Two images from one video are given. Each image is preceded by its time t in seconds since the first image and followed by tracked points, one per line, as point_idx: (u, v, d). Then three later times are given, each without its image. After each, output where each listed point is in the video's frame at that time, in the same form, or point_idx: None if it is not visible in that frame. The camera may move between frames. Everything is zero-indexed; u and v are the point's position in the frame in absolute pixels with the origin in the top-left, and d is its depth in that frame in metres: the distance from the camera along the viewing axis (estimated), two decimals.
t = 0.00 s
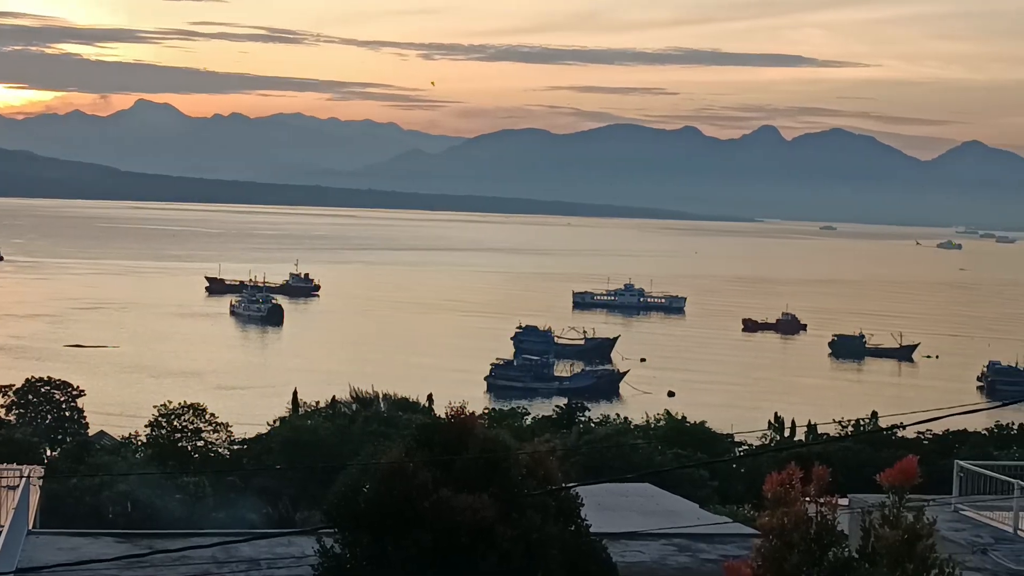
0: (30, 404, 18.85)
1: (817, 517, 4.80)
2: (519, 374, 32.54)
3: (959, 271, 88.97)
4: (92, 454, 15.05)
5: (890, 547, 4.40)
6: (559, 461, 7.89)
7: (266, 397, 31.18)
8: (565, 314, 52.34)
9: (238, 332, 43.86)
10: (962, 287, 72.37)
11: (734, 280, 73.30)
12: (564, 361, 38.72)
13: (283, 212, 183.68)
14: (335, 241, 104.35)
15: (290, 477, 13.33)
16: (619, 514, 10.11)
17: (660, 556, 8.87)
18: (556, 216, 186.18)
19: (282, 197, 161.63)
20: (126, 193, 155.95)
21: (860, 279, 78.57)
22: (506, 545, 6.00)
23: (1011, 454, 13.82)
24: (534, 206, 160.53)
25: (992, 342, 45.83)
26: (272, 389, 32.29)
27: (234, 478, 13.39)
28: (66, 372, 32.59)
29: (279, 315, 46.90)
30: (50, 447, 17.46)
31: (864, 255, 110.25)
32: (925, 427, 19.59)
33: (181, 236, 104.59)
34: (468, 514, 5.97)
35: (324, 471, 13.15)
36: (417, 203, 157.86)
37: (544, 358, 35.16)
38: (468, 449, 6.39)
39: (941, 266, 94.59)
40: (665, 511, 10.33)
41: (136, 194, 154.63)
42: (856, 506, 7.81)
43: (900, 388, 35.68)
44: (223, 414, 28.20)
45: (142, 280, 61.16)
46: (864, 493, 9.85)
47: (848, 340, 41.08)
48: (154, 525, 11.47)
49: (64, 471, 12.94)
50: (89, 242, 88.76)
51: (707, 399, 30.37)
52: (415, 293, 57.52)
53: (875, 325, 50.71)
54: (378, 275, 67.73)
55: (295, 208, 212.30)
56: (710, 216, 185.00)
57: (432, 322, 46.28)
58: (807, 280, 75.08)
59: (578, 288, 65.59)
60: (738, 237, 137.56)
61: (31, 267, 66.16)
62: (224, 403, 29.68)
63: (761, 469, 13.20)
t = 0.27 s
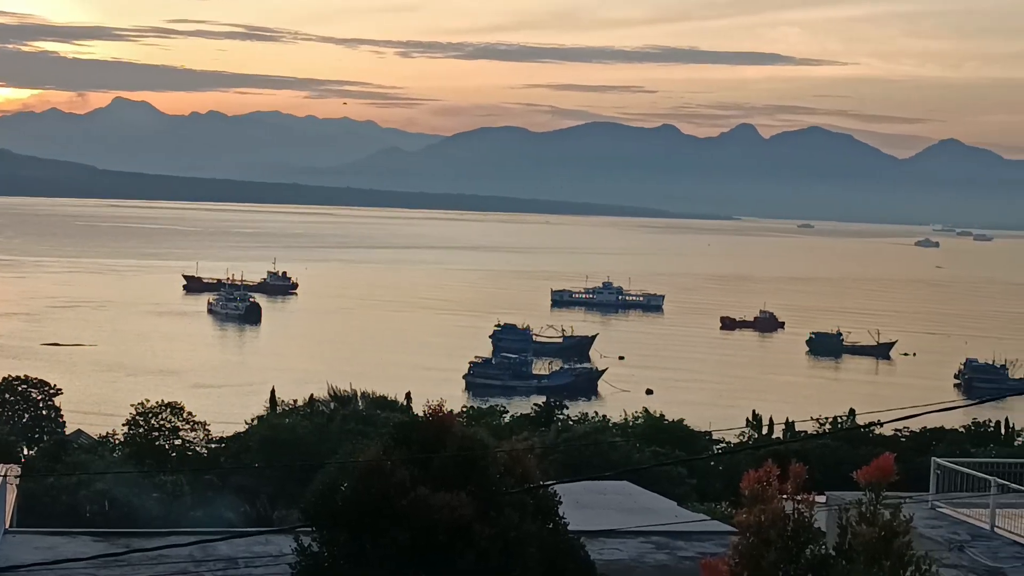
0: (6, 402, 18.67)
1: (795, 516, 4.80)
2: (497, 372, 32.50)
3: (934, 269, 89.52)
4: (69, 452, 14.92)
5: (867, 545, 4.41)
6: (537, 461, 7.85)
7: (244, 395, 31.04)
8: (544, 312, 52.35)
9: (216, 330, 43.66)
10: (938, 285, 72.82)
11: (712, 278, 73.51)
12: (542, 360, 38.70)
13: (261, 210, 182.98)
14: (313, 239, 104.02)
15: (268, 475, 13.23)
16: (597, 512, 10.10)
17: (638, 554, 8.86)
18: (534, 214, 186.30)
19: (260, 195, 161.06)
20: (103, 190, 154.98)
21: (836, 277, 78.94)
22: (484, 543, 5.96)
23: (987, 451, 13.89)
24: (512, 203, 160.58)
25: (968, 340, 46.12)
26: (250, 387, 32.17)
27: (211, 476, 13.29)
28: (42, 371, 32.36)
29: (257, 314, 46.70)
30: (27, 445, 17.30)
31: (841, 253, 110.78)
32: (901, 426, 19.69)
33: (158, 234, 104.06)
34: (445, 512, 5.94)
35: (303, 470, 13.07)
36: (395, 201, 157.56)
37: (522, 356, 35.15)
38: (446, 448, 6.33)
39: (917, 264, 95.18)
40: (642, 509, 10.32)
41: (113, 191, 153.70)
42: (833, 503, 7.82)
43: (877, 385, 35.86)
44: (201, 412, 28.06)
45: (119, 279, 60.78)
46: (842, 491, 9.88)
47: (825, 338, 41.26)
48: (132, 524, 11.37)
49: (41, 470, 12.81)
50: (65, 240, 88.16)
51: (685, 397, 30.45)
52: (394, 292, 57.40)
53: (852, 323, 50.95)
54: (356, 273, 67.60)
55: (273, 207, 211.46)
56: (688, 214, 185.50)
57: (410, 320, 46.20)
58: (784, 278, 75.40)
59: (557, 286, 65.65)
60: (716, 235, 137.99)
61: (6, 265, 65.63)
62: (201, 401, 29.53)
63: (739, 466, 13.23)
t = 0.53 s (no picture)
0: None
1: (767, 512, 4.79)
2: (472, 368, 32.45)
3: (906, 265, 90.14)
4: (41, 450, 14.75)
5: (841, 541, 4.40)
6: (511, 457, 7.81)
7: (217, 393, 30.87)
8: (519, 309, 52.36)
9: (189, 328, 43.40)
10: (910, 282, 73.39)
11: (686, 275, 73.76)
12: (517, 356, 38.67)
13: (235, 207, 182.19)
14: (287, 237, 103.65)
15: (243, 473, 13.12)
16: (572, 509, 10.08)
17: (612, 551, 8.84)
18: (510, 211, 186.47)
19: (233, 192, 160.30)
20: (75, 186, 153.84)
21: (809, 273, 79.40)
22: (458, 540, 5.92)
23: (959, 447, 13.96)
24: (487, 199, 160.55)
25: (940, 336, 46.46)
26: (224, 385, 32.01)
27: (185, 474, 13.18)
28: (14, 369, 32.06)
29: (231, 311, 46.47)
30: None
31: (814, 250, 111.38)
32: (875, 421, 19.78)
33: (130, 231, 103.40)
34: (421, 509, 5.88)
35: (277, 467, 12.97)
36: (369, 198, 157.20)
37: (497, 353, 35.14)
38: (420, 445, 6.28)
39: (889, 261, 95.82)
40: (617, 506, 10.31)
41: (85, 188, 152.57)
42: (805, 499, 7.83)
43: (851, 382, 36.06)
44: (174, 410, 27.89)
45: (91, 276, 60.32)
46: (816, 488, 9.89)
47: (799, 334, 41.47)
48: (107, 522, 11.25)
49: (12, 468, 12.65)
50: (36, 237, 87.43)
51: (661, 393, 30.51)
52: (369, 289, 57.25)
53: (825, 319, 51.24)
54: (331, 270, 67.40)
55: (247, 204, 210.55)
56: (662, 211, 186.03)
57: (385, 317, 46.10)
58: (758, 274, 75.70)
59: (532, 283, 65.68)
60: (690, 232, 138.53)
61: None
62: (174, 399, 29.34)
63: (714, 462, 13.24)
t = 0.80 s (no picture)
0: None
1: (743, 507, 4.78)
2: (447, 366, 32.47)
3: (881, 262, 90.65)
4: (13, 448, 14.61)
5: (815, 536, 4.40)
6: (485, 451, 7.81)
7: (193, 390, 30.66)
8: (495, 305, 52.31)
9: (164, 325, 43.12)
10: (883, 277, 73.83)
11: (662, 271, 73.92)
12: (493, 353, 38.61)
13: (210, 204, 181.24)
14: (262, 233, 103.16)
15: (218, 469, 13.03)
16: (548, 505, 10.07)
17: (588, 547, 8.83)
18: (486, 208, 186.30)
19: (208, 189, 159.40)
20: (48, 182, 152.48)
21: (784, 269, 79.77)
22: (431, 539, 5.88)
23: (934, 442, 14.03)
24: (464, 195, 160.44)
25: (914, 332, 46.77)
26: (200, 382, 31.83)
27: (161, 471, 13.07)
28: None
29: (206, 307, 46.18)
30: None
31: (789, 246, 111.88)
32: (851, 417, 19.86)
33: (104, 228, 102.67)
34: (395, 507, 5.85)
35: (253, 464, 12.90)
36: (345, 195, 156.69)
37: (473, 350, 35.13)
38: (395, 442, 6.24)
39: (864, 257, 96.38)
40: (593, 502, 10.30)
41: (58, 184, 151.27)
42: (781, 495, 7.85)
43: (826, 378, 36.24)
44: (150, 407, 27.69)
45: (64, 273, 59.82)
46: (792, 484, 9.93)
47: (774, 330, 41.68)
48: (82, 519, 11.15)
49: None
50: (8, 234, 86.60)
51: (637, 390, 30.57)
52: (345, 285, 57.06)
53: (800, 316, 51.47)
54: (306, 267, 67.16)
55: (221, 202, 209.41)
56: (638, 207, 186.41)
57: (360, 314, 45.97)
58: (734, 271, 75.97)
59: (508, 279, 65.64)
60: (666, 229, 138.90)
61: None
62: (149, 396, 29.10)
63: (689, 457, 13.27)
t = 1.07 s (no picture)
0: None
1: (714, 501, 4.78)
2: (420, 362, 32.46)
3: (851, 257, 91.19)
4: None
5: (786, 531, 4.41)
6: (457, 447, 7.77)
7: (164, 387, 30.48)
8: (468, 302, 52.28)
9: (135, 322, 42.83)
10: (855, 273, 74.30)
11: (635, 267, 74.11)
12: (466, 349, 38.58)
13: (181, 201, 180.05)
14: (234, 230, 102.62)
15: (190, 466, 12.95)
16: (520, 501, 10.06)
17: (561, 543, 8.83)
18: (458, 204, 186.10)
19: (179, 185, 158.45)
20: (17, 178, 150.99)
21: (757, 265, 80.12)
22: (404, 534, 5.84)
23: (905, 437, 14.12)
24: (437, 190, 160.18)
25: (885, 327, 47.09)
26: (171, 379, 31.64)
27: (132, 468, 12.98)
28: None
29: (177, 304, 45.90)
30: None
31: (761, 241, 112.44)
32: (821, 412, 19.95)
33: (74, 224, 101.88)
34: (367, 502, 5.81)
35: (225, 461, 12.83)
36: (317, 192, 156.17)
37: (446, 346, 35.08)
38: (366, 438, 6.19)
39: (835, 252, 96.96)
40: (564, 498, 10.30)
41: (27, 180, 149.92)
42: (753, 489, 7.87)
43: (797, 373, 36.43)
44: (120, 404, 27.52)
45: (34, 269, 59.30)
46: (763, 479, 9.96)
47: (746, 325, 41.87)
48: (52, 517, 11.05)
49: None
50: None
51: (609, 386, 30.63)
52: (318, 282, 56.88)
53: (772, 311, 51.73)
54: (279, 263, 66.88)
55: (193, 198, 208.16)
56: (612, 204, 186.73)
57: (333, 310, 45.85)
58: (706, 266, 76.25)
59: (481, 275, 65.65)
60: (639, 225, 139.24)
61: None
62: (119, 393, 28.92)
63: (661, 453, 13.30)
